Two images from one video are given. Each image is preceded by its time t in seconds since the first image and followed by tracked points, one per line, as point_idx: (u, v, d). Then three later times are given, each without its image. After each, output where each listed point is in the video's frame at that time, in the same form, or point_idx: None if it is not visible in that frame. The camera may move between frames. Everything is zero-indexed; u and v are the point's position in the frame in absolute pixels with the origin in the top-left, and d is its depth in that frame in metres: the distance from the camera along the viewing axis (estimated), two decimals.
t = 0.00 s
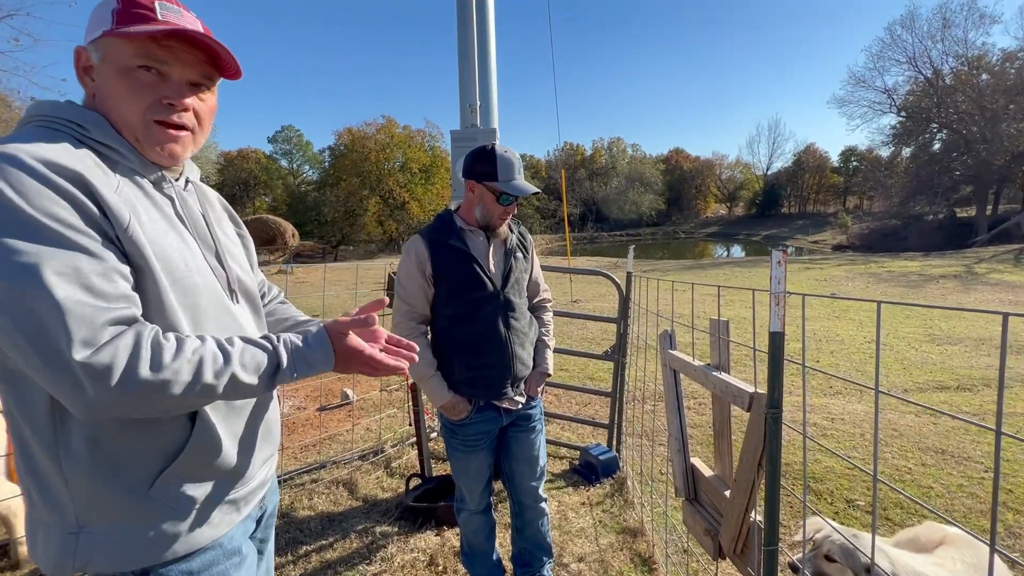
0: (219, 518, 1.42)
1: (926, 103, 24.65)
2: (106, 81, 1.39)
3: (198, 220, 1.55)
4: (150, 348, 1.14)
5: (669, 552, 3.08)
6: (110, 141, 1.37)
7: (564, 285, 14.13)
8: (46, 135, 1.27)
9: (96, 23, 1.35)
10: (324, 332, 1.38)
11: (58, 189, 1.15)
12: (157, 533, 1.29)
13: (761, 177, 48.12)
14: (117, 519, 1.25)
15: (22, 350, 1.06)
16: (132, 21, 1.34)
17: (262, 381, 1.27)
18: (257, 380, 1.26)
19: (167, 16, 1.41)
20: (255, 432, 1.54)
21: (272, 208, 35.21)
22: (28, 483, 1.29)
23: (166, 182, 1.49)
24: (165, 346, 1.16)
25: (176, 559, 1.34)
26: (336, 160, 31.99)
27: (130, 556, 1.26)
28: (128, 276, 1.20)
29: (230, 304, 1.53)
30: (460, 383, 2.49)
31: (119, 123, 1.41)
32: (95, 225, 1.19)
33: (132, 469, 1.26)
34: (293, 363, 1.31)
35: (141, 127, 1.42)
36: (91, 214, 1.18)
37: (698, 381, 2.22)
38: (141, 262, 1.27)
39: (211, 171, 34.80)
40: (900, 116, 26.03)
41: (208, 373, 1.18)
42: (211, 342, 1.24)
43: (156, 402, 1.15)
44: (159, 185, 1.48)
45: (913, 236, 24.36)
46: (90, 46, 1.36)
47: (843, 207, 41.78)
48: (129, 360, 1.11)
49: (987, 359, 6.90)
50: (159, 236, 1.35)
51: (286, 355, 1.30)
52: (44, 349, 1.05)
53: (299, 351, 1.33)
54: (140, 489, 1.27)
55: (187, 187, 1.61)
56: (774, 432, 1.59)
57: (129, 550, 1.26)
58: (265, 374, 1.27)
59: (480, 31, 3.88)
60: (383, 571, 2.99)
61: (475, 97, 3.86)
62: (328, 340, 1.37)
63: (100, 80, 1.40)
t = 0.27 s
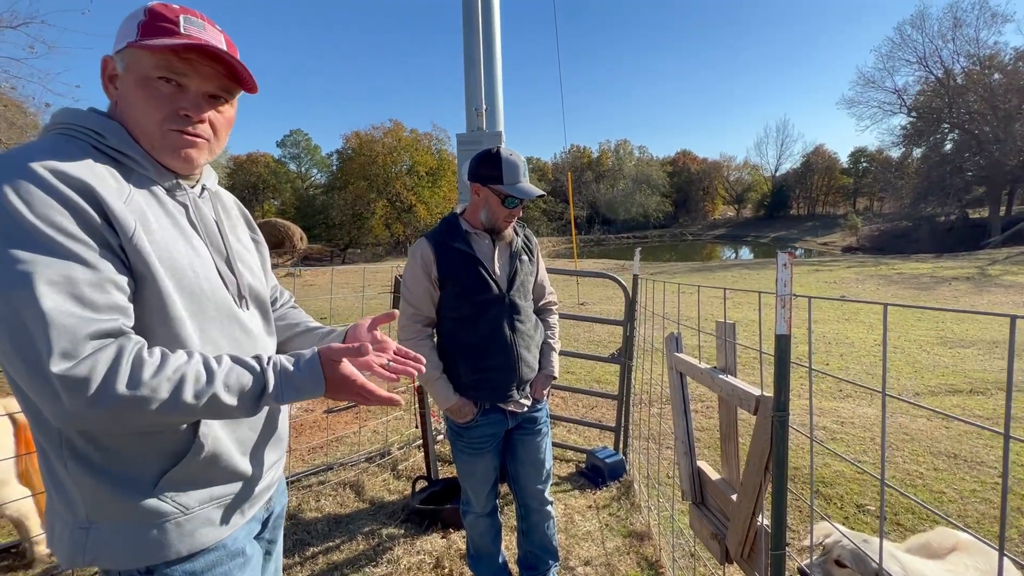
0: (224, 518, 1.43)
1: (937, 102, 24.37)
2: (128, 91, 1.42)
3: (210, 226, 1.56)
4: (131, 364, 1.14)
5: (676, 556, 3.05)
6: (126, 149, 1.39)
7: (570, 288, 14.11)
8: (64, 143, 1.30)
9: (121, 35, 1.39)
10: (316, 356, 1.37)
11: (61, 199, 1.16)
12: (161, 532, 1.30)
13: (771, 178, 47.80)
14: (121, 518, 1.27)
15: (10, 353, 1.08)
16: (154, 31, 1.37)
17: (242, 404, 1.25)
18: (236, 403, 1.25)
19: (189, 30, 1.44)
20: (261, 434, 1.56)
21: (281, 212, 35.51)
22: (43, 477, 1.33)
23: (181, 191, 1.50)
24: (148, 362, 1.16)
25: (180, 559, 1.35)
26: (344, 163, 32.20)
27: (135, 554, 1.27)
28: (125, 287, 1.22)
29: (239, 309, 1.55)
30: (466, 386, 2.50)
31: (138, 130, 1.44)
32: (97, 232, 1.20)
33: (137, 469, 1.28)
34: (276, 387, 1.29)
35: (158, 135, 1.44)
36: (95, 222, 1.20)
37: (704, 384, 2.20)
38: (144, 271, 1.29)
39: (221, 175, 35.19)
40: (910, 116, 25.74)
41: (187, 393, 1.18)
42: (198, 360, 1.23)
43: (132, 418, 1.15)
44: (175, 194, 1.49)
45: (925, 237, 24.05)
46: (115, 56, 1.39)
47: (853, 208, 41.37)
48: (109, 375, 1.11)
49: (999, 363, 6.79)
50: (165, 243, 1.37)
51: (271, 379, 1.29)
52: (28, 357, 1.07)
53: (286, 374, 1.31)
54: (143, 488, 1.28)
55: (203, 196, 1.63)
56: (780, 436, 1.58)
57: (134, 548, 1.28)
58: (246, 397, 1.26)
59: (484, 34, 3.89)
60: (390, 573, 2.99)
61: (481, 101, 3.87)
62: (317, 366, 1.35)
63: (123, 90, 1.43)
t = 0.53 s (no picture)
0: (236, 519, 1.45)
1: (946, 101, 24.16)
2: (143, 95, 1.43)
3: (223, 230, 1.58)
4: (151, 366, 1.16)
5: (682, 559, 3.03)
6: (142, 152, 1.41)
7: (575, 289, 14.10)
8: (85, 147, 1.31)
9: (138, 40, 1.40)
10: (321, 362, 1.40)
11: (85, 201, 1.18)
12: (175, 532, 1.32)
13: (778, 179, 47.54)
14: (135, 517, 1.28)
15: (30, 354, 1.08)
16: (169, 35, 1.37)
17: (255, 407, 1.28)
18: (250, 407, 1.27)
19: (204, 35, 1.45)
20: (272, 435, 1.57)
21: (288, 214, 35.75)
22: (57, 476, 1.34)
23: (195, 194, 1.51)
24: (167, 365, 1.18)
25: (192, 558, 1.36)
26: (350, 166, 32.38)
27: (149, 554, 1.28)
28: (143, 289, 1.23)
29: (250, 312, 1.56)
30: (471, 388, 2.50)
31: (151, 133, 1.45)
32: (118, 235, 1.22)
33: (151, 469, 1.30)
34: (288, 392, 1.32)
35: (172, 138, 1.46)
36: (116, 225, 1.22)
37: (710, 386, 2.20)
38: (161, 274, 1.29)
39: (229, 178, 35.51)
40: (919, 115, 25.53)
41: (205, 395, 1.20)
42: (214, 364, 1.25)
43: (151, 420, 1.16)
44: (190, 198, 1.51)
45: (934, 238, 23.82)
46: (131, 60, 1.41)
47: (862, 209, 41.07)
48: (130, 377, 1.12)
49: (1010, 364, 6.71)
50: (182, 246, 1.38)
51: (283, 383, 1.32)
52: (51, 357, 1.08)
53: (296, 380, 1.34)
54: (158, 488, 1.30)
55: (216, 199, 1.64)
56: (786, 438, 1.57)
57: (148, 548, 1.29)
58: (260, 401, 1.29)
59: (490, 37, 3.91)
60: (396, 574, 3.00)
61: (486, 103, 3.88)
62: (324, 372, 1.39)
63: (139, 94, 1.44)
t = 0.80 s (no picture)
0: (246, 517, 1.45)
1: (955, 100, 23.97)
2: (157, 100, 1.43)
3: (229, 230, 1.60)
4: (166, 363, 1.17)
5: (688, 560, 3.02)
6: (149, 154, 1.42)
7: (580, 290, 14.10)
8: (90, 149, 1.32)
9: (151, 43, 1.38)
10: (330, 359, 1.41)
11: (94, 202, 1.19)
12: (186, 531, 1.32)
13: (785, 179, 47.31)
14: (147, 517, 1.29)
15: (46, 354, 1.09)
16: (189, 44, 1.38)
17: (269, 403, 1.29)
18: (263, 402, 1.28)
19: (217, 42, 1.46)
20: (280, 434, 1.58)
21: (294, 216, 35.95)
22: (69, 478, 1.35)
23: (200, 194, 1.53)
24: (182, 362, 1.19)
25: (202, 558, 1.36)
26: (356, 167, 32.51)
27: (160, 554, 1.29)
28: (155, 288, 1.24)
29: (257, 310, 1.57)
30: (476, 389, 2.50)
31: (166, 138, 1.46)
32: (129, 235, 1.23)
33: (161, 470, 1.30)
34: (301, 388, 1.34)
35: (188, 144, 1.47)
36: (126, 225, 1.23)
37: (716, 386, 2.19)
38: (169, 274, 1.30)
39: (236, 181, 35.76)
40: (927, 114, 25.33)
41: (220, 391, 1.21)
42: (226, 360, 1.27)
43: (167, 416, 1.17)
44: (195, 198, 1.52)
45: (943, 238, 23.61)
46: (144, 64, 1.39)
47: (870, 208, 40.80)
48: (146, 373, 1.13)
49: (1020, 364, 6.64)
50: (191, 246, 1.39)
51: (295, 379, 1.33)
52: (66, 355, 1.08)
53: (309, 375, 1.35)
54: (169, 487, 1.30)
55: (219, 200, 1.66)
56: (792, 439, 1.56)
57: (160, 548, 1.30)
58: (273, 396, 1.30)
59: (494, 38, 3.91)
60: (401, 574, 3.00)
61: (490, 104, 3.88)
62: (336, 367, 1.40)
63: (151, 97, 1.43)
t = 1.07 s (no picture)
0: (258, 512, 1.46)
1: (962, 98, 23.83)
2: (174, 111, 1.43)
3: (227, 226, 1.61)
4: (177, 314, 1.07)
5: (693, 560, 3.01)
6: (142, 154, 1.42)
7: (584, 290, 14.09)
8: (83, 151, 1.33)
9: (166, 56, 1.35)
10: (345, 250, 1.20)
11: (96, 198, 1.19)
12: (201, 527, 1.33)
13: (790, 177, 47.13)
14: (163, 515, 1.30)
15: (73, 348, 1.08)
16: (212, 64, 1.39)
17: (304, 317, 1.14)
18: (299, 316, 1.13)
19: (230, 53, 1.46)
20: (287, 429, 1.59)
21: (298, 216, 36.10)
22: (83, 480, 1.36)
23: (195, 192, 1.55)
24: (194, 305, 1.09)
25: (215, 553, 1.37)
26: (360, 167, 32.61)
27: (176, 551, 1.30)
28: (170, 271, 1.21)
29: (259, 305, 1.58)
30: (480, 388, 2.51)
31: (183, 148, 1.49)
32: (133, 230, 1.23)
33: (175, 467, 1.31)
34: (329, 286, 1.16)
35: (205, 154, 1.52)
36: (129, 219, 1.23)
37: (720, 385, 2.18)
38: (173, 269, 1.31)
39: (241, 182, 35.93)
40: (934, 112, 25.17)
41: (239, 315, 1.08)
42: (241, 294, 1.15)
43: (201, 362, 1.05)
44: (189, 195, 1.53)
45: (949, 236, 23.45)
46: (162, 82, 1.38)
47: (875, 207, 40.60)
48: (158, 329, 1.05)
49: None
50: (195, 241, 1.40)
51: (319, 281, 1.15)
52: (86, 339, 1.04)
53: (328, 275, 1.16)
54: (183, 484, 1.31)
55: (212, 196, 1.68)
56: (798, 438, 1.55)
57: (176, 545, 1.31)
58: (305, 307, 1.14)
59: (497, 38, 3.91)
60: (406, 573, 3.01)
61: (494, 104, 3.88)
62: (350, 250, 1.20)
63: (164, 108, 1.43)
